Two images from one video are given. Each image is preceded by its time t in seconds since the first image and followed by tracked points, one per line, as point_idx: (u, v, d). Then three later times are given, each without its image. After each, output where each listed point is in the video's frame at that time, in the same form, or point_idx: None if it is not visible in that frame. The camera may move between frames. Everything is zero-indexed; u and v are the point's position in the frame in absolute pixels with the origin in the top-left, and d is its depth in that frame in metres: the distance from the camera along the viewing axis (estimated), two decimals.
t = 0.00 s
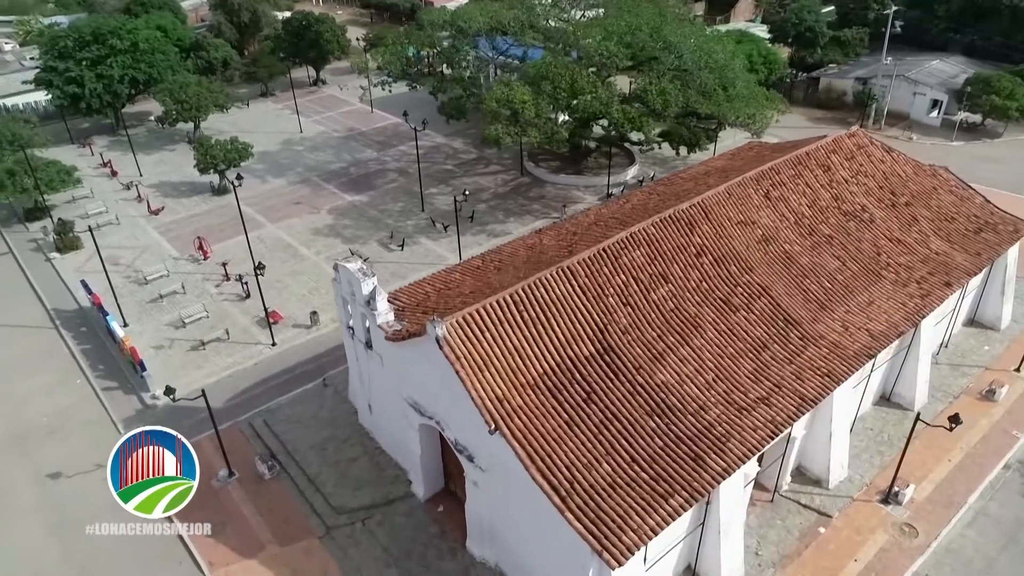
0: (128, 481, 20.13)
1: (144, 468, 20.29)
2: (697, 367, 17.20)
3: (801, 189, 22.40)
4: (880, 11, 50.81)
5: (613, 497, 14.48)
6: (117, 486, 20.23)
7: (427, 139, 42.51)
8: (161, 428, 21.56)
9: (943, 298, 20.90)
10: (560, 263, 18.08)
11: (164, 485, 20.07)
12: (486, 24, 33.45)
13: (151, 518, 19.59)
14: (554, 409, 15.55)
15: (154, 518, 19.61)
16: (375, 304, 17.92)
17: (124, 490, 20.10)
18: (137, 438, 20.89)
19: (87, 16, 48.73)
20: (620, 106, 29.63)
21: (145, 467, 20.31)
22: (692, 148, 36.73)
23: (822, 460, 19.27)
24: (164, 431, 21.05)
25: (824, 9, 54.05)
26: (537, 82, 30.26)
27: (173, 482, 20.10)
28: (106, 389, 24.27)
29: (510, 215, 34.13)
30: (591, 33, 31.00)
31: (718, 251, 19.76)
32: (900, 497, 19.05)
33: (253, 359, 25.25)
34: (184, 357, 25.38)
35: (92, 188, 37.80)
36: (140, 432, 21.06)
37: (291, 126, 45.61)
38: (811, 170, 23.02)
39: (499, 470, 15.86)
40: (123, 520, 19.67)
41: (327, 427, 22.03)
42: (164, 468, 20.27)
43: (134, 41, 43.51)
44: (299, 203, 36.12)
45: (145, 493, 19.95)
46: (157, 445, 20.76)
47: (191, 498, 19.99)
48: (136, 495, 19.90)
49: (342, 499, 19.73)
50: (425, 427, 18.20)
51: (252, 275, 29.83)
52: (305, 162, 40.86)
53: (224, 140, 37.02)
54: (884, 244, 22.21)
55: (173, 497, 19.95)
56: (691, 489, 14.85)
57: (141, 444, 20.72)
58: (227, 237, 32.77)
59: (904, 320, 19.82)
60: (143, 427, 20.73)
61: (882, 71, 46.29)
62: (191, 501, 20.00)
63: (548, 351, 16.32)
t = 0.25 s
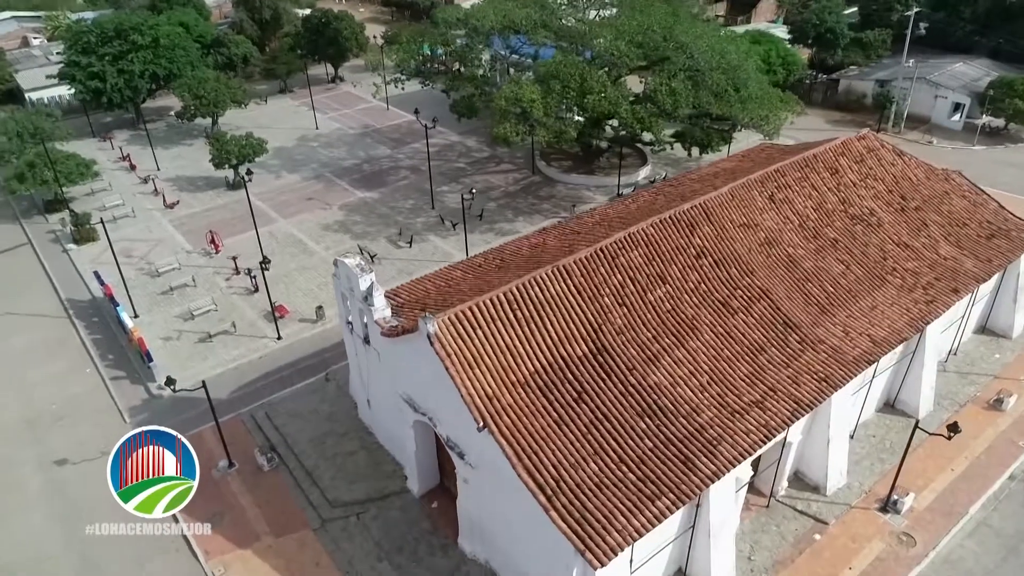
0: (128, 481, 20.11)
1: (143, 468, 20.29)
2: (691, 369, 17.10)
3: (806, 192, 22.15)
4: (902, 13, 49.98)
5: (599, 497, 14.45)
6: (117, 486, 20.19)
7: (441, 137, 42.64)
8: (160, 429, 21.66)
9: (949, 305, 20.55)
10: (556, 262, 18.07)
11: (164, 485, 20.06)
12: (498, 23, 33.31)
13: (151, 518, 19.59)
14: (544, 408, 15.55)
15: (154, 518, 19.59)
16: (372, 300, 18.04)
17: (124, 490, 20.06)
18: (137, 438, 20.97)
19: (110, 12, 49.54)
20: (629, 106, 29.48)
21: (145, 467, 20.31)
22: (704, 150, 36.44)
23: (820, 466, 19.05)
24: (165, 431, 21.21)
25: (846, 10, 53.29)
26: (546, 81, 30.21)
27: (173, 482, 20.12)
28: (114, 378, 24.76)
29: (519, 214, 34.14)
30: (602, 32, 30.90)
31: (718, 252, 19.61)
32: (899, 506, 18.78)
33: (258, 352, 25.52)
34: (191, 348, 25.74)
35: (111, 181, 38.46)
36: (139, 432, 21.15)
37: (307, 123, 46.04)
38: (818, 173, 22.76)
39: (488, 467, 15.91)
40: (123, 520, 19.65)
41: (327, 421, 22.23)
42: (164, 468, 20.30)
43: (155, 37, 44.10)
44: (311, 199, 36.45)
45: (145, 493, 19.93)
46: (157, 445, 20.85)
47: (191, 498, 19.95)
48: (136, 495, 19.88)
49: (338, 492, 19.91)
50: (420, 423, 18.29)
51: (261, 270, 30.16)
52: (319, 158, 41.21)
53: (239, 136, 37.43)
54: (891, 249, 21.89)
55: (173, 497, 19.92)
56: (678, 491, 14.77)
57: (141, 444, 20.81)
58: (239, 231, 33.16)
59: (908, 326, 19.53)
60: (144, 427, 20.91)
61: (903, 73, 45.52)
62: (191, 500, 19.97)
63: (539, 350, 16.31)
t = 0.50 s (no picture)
0: (128, 481, 20.26)
1: (143, 468, 20.45)
2: (684, 371, 17.02)
3: (808, 194, 21.97)
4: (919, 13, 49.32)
5: (585, 497, 14.45)
6: (117, 486, 20.32)
7: (450, 136, 42.73)
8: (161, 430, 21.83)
9: (951, 310, 20.28)
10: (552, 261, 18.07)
11: (164, 485, 20.13)
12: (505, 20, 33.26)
13: (151, 518, 19.62)
14: (533, 407, 15.56)
15: (154, 518, 19.62)
16: (368, 297, 18.11)
17: (124, 490, 20.18)
18: (137, 439, 21.19)
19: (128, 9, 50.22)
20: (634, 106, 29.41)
21: (145, 467, 20.47)
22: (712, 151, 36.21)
23: (815, 471, 18.90)
24: (165, 431, 21.32)
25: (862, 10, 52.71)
26: (552, 80, 30.21)
27: (173, 481, 20.19)
28: (119, 370, 25.10)
29: (525, 213, 34.16)
30: (608, 31, 30.86)
31: (716, 254, 19.51)
32: (896, 512, 18.58)
33: (260, 347, 25.76)
34: (194, 342, 26.03)
35: (124, 176, 38.98)
36: (140, 432, 21.36)
37: (319, 120, 46.35)
38: (821, 175, 22.56)
39: (478, 465, 15.95)
40: (124, 520, 19.71)
41: (325, 416, 22.40)
42: (164, 468, 20.41)
43: (169, 34, 44.69)
44: (319, 195, 36.70)
45: (145, 493, 20.02)
46: (157, 445, 20.99)
47: (190, 498, 19.99)
48: (136, 495, 19.96)
49: (333, 487, 20.05)
50: (413, 420, 18.36)
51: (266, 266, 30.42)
52: (329, 155, 41.47)
53: (249, 132, 37.74)
54: (894, 252, 21.64)
55: (173, 497, 19.98)
56: (665, 493, 14.71)
57: (141, 445, 21.00)
58: (247, 227, 33.47)
59: (907, 331, 19.32)
60: (144, 426, 21.12)
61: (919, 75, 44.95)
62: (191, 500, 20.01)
63: (531, 349, 16.33)
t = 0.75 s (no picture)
0: (128, 481, 20.06)
1: (143, 468, 20.22)
2: (676, 374, 16.91)
3: (812, 197, 21.72)
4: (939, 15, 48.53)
5: (570, 498, 14.42)
6: (117, 486, 20.14)
7: (462, 134, 42.83)
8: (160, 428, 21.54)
9: (956, 316, 19.93)
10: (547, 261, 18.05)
11: (164, 484, 20.04)
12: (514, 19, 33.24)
13: (151, 518, 19.61)
14: (521, 407, 15.55)
15: (154, 518, 19.62)
16: (364, 293, 18.16)
17: (124, 490, 20.02)
18: (136, 438, 20.87)
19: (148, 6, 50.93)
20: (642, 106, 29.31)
21: (145, 467, 20.23)
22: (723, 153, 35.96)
23: (811, 477, 18.70)
24: (165, 431, 21.05)
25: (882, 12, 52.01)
26: (560, 79, 30.22)
27: (174, 482, 20.04)
28: (125, 361, 25.50)
29: (533, 212, 34.15)
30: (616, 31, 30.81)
31: (714, 256, 19.35)
32: (892, 521, 18.32)
33: (264, 342, 26.00)
34: (199, 336, 26.35)
35: (139, 171, 39.49)
36: (139, 432, 21.05)
37: (333, 117, 46.66)
38: (826, 178, 22.29)
39: (466, 463, 15.99)
40: (124, 520, 19.71)
41: (324, 411, 22.56)
42: (164, 468, 20.22)
43: (187, 31, 45.22)
44: (330, 192, 36.95)
45: (145, 494, 19.87)
46: (157, 445, 20.72)
47: (191, 498, 19.95)
48: (136, 495, 19.85)
49: (328, 482, 20.17)
50: (407, 417, 18.41)
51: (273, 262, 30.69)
52: (341, 152, 41.73)
53: (262, 129, 38.06)
54: (899, 257, 21.30)
55: (173, 497, 19.90)
56: (651, 496, 14.64)
57: (141, 444, 20.70)
58: (257, 223, 33.79)
59: (908, 337, 19.03)
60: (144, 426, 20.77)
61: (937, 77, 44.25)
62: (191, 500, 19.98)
63: (521, 348, 16.33)
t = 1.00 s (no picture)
0: (128, 481, 20.43)
1: (143, 468, 20.74)
2: (672, 376, 16.80)
3: (818, 200, 21.47)
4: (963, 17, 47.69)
5: (559, 499, 14.39)
6: (116, 487, 20.43)
7: (475, 133, 42.87)
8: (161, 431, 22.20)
9: (962, 324, 19.56)
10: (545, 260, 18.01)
11: (164, 484, 20.27)
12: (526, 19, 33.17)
13: (151, 518, 19.61)
14: (514, 407, 15.54)
15: (154, 518, 19.62)
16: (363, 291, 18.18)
17: (124, 490, 20.29)
18: (137, 439, 21.55)
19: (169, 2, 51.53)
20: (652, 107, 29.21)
21: (145, 467, 20.76)
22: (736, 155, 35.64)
23: (810, 483, 18.47)
24: (165, 432, 21.69)
25: (905, 13, 51.24)
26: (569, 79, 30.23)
27: (173, 482, 20.31)
28: (133, 353, 25.86)
29: (542, 212, 34.11)
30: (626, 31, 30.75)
31: (716, 259, 19.20)
32: (892, 530, 18.03)
33: (270, 337, 26.23)
34: (206, 329, 26.64)
35: (155, 166, 40.00)
36: (140, 433, 21.75)
37: (347, 115, 46.92)
38: (833, 182, 22.02)
39: (458, 461, 16.01)
40: (123, 520, 19.67)
41: (325, 406, 22.73)
42: (164, 468, 20.68)
43: (205, 28, 45.69)
44: (341, 189, 37.18)
45: (145, 494, 20.11)
46: (157, 446, 21.36)
47: (191, 498, 20.01)
48: (137, 495, 20.07)
49: (326, 477, 20.31)
50: (403, 414, 18.44)
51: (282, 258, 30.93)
52: (354, 150, 41.96)
53: (276, 126, 38.37)
54: (906, 263, 20.96)
55: (173, 497, 20.00)
56: (641, 499, 14.57)
57: (141, 445, 21.37)
58: (267, 219, 34.07)
59: (912, 344, 18.74)
60: (145, 426, 21.55)
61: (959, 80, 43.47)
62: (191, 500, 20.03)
63: (516, 348, 16.31)
